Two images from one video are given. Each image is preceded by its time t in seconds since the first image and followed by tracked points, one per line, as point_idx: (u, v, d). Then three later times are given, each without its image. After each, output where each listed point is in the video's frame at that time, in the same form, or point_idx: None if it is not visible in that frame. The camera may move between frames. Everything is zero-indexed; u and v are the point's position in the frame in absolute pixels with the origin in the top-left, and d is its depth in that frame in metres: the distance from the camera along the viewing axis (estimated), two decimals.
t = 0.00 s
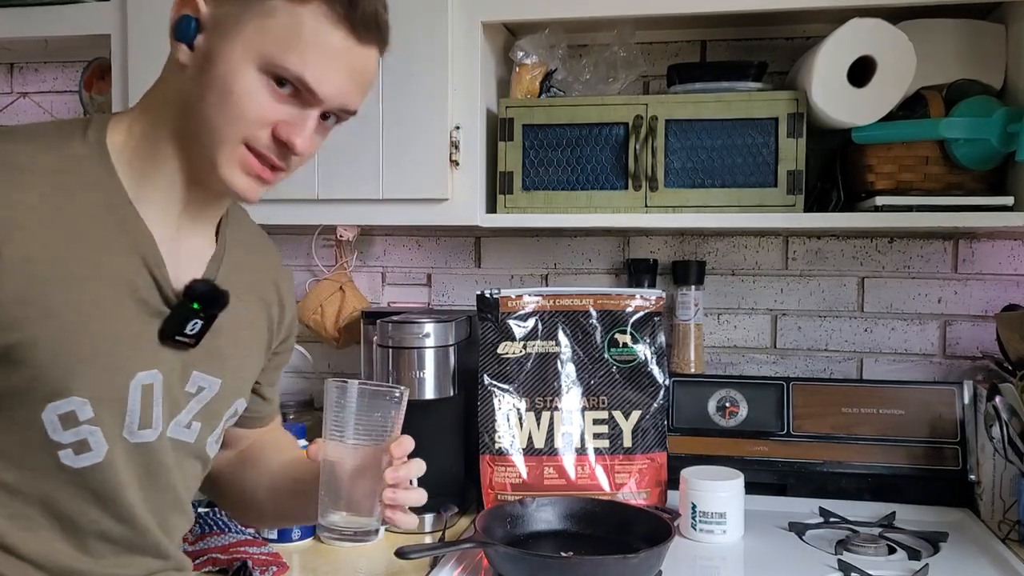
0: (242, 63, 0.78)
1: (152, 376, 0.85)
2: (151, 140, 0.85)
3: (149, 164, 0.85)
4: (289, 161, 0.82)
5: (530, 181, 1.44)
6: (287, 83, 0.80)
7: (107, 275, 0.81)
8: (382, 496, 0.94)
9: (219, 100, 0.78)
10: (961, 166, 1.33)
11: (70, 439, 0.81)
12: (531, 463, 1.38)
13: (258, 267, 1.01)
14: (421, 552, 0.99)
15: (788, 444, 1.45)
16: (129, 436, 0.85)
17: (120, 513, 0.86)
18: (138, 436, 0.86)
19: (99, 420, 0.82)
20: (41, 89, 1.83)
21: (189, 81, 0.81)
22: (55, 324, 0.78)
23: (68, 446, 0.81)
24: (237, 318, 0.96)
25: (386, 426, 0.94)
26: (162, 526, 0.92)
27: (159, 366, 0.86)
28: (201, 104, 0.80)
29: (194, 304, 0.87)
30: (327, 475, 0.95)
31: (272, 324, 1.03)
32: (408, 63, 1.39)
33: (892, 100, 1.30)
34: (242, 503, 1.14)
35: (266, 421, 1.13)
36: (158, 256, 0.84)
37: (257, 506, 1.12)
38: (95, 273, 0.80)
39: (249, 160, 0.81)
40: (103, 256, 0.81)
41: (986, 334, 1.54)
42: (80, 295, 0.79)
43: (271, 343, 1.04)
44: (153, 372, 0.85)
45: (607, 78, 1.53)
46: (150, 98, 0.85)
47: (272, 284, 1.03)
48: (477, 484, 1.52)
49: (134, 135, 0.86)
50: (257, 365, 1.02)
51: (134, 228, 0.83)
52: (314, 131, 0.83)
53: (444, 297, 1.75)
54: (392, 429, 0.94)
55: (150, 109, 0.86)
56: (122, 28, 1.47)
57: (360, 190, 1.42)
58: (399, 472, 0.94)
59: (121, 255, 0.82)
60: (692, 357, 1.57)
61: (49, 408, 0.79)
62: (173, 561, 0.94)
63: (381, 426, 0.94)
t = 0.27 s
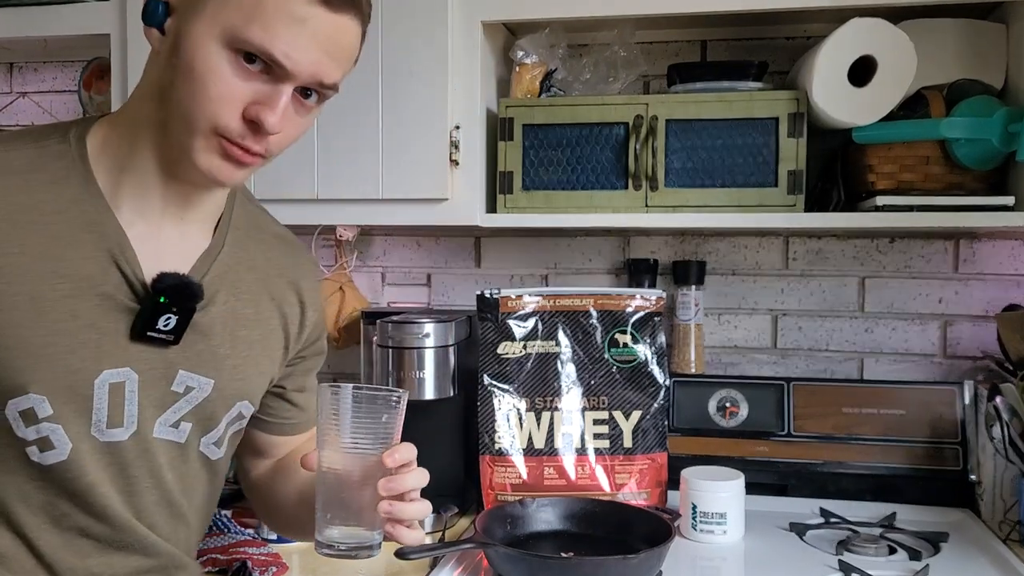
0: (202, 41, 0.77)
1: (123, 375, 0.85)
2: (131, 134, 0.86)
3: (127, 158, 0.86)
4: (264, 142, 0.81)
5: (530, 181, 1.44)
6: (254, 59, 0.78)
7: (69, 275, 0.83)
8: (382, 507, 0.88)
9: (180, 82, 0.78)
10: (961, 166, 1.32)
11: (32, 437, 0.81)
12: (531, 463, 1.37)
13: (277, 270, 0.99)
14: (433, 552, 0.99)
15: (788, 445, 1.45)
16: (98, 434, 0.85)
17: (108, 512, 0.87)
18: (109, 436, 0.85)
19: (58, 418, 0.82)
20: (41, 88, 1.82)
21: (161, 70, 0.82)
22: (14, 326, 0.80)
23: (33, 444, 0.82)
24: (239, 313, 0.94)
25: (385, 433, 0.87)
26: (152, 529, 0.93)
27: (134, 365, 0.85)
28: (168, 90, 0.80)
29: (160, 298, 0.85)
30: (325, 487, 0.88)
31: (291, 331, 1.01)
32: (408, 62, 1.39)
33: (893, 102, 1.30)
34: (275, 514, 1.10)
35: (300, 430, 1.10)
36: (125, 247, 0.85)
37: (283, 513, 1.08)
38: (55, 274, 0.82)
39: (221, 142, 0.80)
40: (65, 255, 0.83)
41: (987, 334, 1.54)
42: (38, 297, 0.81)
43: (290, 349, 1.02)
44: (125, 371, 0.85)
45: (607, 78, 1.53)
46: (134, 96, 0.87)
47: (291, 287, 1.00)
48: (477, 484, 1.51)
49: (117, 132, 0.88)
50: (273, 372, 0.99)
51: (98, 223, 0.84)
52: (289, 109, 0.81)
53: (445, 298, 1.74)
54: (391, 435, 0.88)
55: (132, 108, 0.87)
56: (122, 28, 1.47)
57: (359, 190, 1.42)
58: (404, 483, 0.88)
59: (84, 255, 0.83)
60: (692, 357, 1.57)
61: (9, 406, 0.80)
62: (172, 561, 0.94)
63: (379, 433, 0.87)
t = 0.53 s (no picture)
0: (196, 36, 0.76)
1: (119, 376, 0.85)
2: (128, 132, 0.86)
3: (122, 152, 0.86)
4: (259, 139, 0.80)
5: (530, 181, 1.44)
6: (249, 55, 0.78)
7: (62, 276, 0.83)
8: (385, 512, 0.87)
9: (174, 78, 0.78)
10: (961, 166, 1.33)
11: (26, 441, 0.82)
12: (531, 463, 1.37)
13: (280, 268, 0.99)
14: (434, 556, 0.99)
15: (788, 445, 1.45)
16: (94, 436, 0.85)
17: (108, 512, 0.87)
18: (104, 438, 0.85)
19: (51, 421, 0.82)
20: (41, 88, 1.82)
21: (156, 66, 0.81)
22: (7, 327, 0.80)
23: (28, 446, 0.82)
24: (242, 314, 0.94)
25: (384, 439, 0.87)
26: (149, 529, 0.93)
27: (130, 366, 0.85)
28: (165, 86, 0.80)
29: (155, 298, 0.84)
30: (326, 491, 0.88)
31: (295, 330, 1.01)
32: (408, 62, 1.39)
33: (892, 103, 1.30)
34: (285, 518, 1.09)
35: (309, 430, 1.10)
36: (119, 246, 0.85)
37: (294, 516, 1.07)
38: (47, 275, 0.82)
39: (213, 138, 0.79)
40: (58, 256, 0.83)
41: (987, 334, 1.54)
42: (31, 298, 0.81)
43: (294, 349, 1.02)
44: (120, 371, 0.85)
45: (607, 78, 1.54)
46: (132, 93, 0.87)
47: (295, 285, 1.00)
48: (477, 484, 1.51)
49: (114, 129, 0.88)
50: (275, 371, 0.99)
51: (92, 223, 0.85)
52: (284, 106, 0.80)
53: (445, 297, 1.75)
54: (393, 439, 0.88)
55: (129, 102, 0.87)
56: (122, 28, 1.47)
57: (359, 190, 1.42)
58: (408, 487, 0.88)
59: (78, 255, 0.84)
60: (692, 357, 1.57)
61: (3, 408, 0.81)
62: (173, 561, 0.94)
63: (379, 438, 0.87)
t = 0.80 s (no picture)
0: (234, 46, 0.76)
1: (142, 381, 0.85)
2: (145, 128, 0.85)
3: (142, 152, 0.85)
4: (289, 151, 0.81)
5: (530, 181, 1.44)
6: (287, 70, 0.77)
7: (85, 281, 0.82)
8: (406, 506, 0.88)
9: (206, 83, 0.77)
10: (961, 166, 1.33)
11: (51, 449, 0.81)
12: (531, 463, 1.37)
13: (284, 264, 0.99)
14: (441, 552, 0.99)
15: (788, 445, 1.45)
16: (116, 441, 0.85)
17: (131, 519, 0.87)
18: (125, 443, 0.85)
19: (79, 428, 0.82)
20: (41, 89, 1.82)
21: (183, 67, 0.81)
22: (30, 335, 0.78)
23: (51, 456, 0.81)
24: (248, 313, 0.94)
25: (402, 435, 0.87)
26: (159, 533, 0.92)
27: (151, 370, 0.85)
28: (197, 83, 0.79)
29: (182, 302, 0.85)
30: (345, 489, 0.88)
31: (295, 328, 1.01)
32: (409, 62, 1.39)
33: (891, 104, 1.30)
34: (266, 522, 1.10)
35: (298, 428, 1.10)
36: (140, 250, 0.84)
37: (288, 513, 1.07)
38: (70, 278, 0.81)
39: (245, 148, 0.80)
40: (80, 259, 0.82)
41: (987, 334, 1.54)
42: (54, 304, 0.80)
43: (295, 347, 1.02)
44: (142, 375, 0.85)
45: (607, 78, 1.54)
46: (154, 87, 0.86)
47: (294, 284, 1.01)
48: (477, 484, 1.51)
49: (129, 124, 0.86)
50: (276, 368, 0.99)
51: (111, 225, 0.83)
52: (316, 121, 0.81)
53: (444, 297, 1.75)
54: (410, 435, 0.88)
55: (144, 100, 0.86)
56: (122, 28, 1.47)
57: (359, 190, 1.42)
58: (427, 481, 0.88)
59: (99, 258, 0.82)
60: (692, 357, 1.57)
61: (27, 417, 0.80)
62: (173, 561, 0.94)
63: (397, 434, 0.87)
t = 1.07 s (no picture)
0: (300, 60, 0.74)
1: (185, 397, 0.81)
2: (169, 133, 0.79)
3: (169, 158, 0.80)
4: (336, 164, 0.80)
5: (530, 181, 1.44)
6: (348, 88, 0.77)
7: (129, 296, 0.75)
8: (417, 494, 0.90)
9: (265, 94, 0.75)
10: (961, 166, 1.33)
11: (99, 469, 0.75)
12: (531, 463, 1.37)
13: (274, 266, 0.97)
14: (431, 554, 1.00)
15: (788, 445, 1.45)
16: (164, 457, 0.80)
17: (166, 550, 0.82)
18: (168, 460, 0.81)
19: (138, 452, 0.77)
20: (41, 89, 1.82)
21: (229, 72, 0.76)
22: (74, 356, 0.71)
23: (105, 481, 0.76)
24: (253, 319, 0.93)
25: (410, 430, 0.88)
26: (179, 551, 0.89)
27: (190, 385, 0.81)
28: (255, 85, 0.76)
29: (227, 314, 0.83)
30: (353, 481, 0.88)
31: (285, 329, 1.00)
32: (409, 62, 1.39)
33: (891, 104, 1.30)
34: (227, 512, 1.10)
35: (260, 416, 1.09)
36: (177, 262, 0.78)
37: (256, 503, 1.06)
38: (112, 296, 0.73)
39: (296, 163, 0.78)
40: (121, 272, 0.74)
41: (987, 334, 1.54)
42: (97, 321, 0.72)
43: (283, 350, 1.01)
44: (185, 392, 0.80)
45: (607, 78, 1.54)
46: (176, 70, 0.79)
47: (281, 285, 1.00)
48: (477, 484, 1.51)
49: (149, 125, 0.80)
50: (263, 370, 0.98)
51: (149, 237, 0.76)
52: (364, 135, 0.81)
53: (444, 297, 1.75)
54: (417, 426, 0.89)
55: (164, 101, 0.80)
56: (122, 28, 1.47)
57: (360, 190, 1.42)
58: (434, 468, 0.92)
59: (142, 271, 0.76)
60: (692, 357, 1.57)
61: (86, 445, 0.74)
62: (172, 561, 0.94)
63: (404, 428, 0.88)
